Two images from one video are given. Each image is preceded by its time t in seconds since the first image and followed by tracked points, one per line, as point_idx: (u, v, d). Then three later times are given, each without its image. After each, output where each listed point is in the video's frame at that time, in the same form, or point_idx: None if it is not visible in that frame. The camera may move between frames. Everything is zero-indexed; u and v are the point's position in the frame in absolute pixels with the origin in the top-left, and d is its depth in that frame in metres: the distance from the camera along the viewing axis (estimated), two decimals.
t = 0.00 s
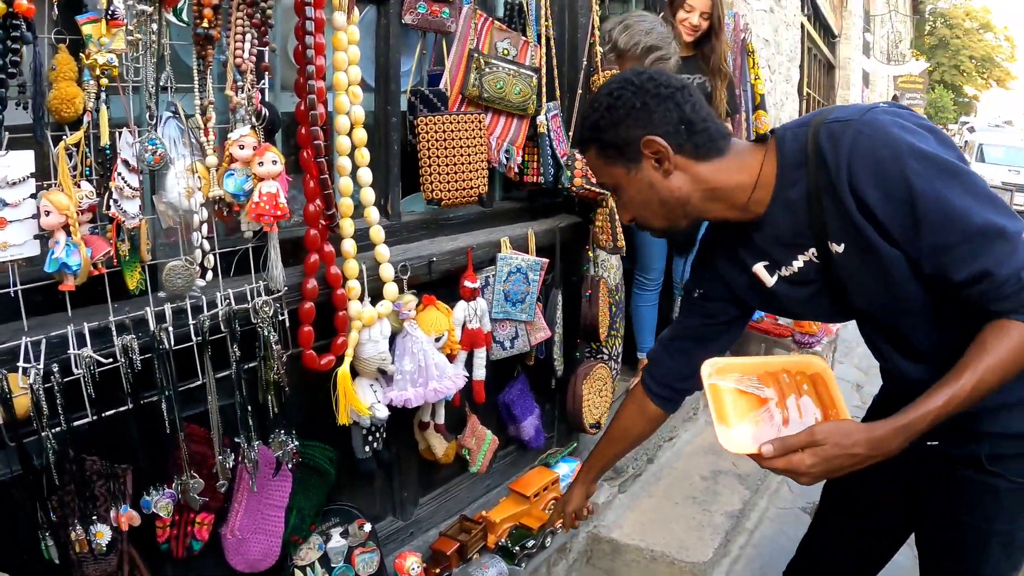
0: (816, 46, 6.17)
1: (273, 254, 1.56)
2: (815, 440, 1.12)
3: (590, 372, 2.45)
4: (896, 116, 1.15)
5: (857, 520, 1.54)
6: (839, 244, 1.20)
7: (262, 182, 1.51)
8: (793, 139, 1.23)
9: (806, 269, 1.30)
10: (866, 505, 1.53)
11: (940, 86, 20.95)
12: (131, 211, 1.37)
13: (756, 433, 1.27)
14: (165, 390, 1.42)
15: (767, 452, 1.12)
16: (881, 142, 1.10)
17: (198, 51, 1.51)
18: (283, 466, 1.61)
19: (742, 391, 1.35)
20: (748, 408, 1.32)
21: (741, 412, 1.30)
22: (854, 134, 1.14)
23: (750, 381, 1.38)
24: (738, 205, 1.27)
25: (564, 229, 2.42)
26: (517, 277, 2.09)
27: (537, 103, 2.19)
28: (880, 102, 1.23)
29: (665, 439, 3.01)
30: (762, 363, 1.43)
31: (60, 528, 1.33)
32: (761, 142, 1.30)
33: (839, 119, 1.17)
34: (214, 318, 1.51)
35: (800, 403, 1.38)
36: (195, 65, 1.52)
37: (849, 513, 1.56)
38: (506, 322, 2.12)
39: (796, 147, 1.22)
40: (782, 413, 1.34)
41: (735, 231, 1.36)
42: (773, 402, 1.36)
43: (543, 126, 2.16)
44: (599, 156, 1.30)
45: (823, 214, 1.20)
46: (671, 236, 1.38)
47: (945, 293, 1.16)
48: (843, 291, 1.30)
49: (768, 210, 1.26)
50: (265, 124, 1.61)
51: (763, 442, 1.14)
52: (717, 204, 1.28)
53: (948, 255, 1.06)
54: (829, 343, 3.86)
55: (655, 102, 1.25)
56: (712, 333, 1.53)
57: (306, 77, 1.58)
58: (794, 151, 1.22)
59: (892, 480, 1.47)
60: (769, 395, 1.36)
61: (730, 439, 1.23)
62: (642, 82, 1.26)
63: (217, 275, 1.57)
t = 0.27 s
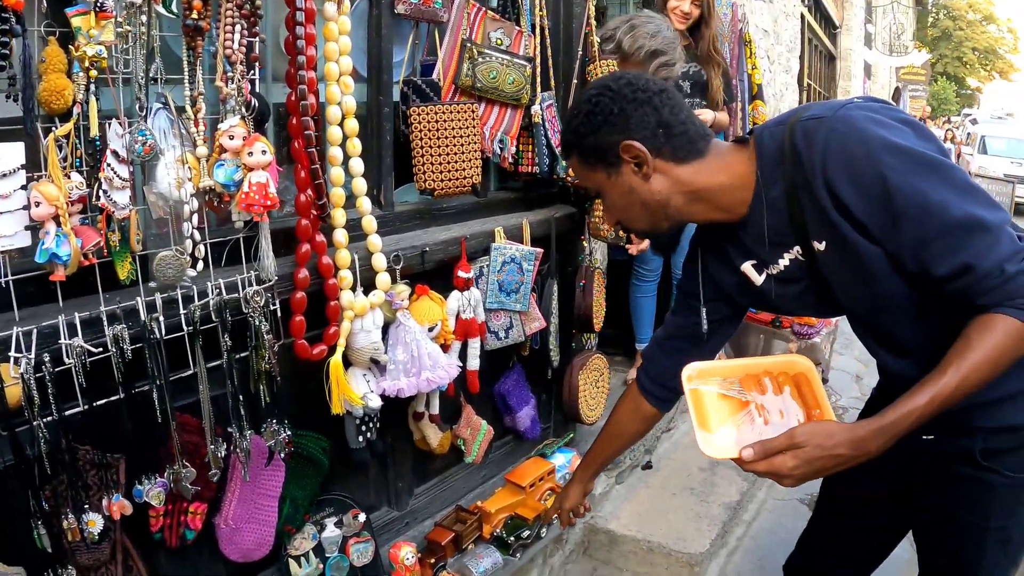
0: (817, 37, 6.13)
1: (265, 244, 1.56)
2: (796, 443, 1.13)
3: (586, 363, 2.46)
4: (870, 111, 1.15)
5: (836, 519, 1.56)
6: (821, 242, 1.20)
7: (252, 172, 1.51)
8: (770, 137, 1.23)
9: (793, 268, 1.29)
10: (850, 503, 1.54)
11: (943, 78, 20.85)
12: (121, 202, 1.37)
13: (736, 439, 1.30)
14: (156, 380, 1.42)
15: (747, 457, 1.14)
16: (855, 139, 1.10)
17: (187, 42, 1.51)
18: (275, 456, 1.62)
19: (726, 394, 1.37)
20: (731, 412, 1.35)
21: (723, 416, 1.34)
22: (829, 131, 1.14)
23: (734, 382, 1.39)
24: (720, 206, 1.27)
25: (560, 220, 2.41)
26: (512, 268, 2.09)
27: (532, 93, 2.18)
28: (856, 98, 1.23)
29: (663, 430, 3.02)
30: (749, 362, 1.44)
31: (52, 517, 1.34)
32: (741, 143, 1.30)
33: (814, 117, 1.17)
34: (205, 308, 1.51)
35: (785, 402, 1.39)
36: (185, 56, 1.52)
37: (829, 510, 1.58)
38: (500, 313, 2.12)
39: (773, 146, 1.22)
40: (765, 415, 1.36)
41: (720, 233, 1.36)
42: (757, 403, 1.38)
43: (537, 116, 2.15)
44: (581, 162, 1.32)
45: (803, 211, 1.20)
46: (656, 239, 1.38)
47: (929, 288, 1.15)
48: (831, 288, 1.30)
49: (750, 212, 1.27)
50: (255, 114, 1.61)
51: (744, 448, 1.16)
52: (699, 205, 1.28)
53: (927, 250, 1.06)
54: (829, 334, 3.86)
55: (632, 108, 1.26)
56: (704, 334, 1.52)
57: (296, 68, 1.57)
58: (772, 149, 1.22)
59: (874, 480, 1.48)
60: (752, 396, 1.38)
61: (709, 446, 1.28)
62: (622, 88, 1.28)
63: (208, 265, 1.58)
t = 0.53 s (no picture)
0: (818, 27, 6.08)
1: (257, 229, 1.54)
2: (798, 434, 1.11)
3: (585, 352, 2.45)
4: (870, 92, 1.13)
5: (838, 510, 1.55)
6: (822, 228, 1.17)
7: (244, 155, 1.49)
8: (768, 122, 1.20)
9: (794, 255, 1.26)
10: (853, 493, 1.53)
11: (945, 72, 20.76)
12: (111, 184, 1.34)
13: (736, 429, 1.28)
14: (146, 365, 1.41)
15: (749, 448, 1.13)
16: (855, 120, 1.08)
17: (179, 25, 1.48)
18: (269, 443, 1.61)
19: (726, 384, 1.35)
20: (731, 402, 1.33)
21: (723, 407, 1.32)
22: (828, 112, 1.11)
23: (734, 372, 1.38)
24: (718, 193, 1.24)
25: (558, 207, 2.39)
26: (509, 255, 2.07)
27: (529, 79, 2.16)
28: (856, 80, 1.20)
29: (664, 421, 3.00)
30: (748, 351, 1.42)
31: (42, 505, 1.33)
32: (739, 127, 1.27)
33: (813, 99, 1.15)
34: (196, 292, 1.49)
35: (786, 390, 1.37)
36: (176, 39, 1.49)
37: (831, 501, 1.58)
38: (498, 301, 2.10)
39: (771, 130, 1.19)
40: (767, 404, 1.34)
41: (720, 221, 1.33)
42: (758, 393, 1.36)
43: (535, 102, 2.13)
44: (577, 150, 1.30)
45: (802, 195, 1.17)
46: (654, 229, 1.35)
47: (934, 274, 1.12)
48: (834, 275, 1.27)
49: (750, 198, 1.24)
50: (248, 98, 1.58)
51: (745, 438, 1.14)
52: (698, 192, 1.26)
53: (930, 234, 1.03)
54: (830, 325, 3.84)
55: (627, 93, 1.24)
56: (702, 325, 1.51)
57: (289, 51, 1.56)
58: (770, 134, 1.19)
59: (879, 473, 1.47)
60: (753, 386, 1.36)
61: (710, 437, 1.26)
62: (615, 72, 1.26)
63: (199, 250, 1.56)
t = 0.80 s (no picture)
0: (821, 20, 6.03)
1: (250, 220, 1.52)
2: (809, 431, 1.08)
3: (585, 345, 2.43)
4: (881, 76, 1.10)
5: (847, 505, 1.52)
6: (831, 217, 1.14)
7: (237, 145, 1.47)
8: (776, 106, 1.17)
9: (800, 246, 1.24)
10: (862, 489, 1.49)
11: (949, 66, 20.67)
12: (101, 175, 1.32)
13: (744, 426, 1.25)
14: (138, 358, 1.39)
15: (757, 444, 1.09)
16: (866, 105, 1.05)
17: (171, 14, 1.45)
18: (264, 437, 1.60)
19: (732, 379, 1.32)
20: (738, 397, 1.30)
21: (730, 403, 1.29)
22: (838, 97, 1.08)
23: (741, 367, 1.34)
24: (719, 179, 1.21)
25: (558, 199, 2.37)
26: (508, 247, 2.05)
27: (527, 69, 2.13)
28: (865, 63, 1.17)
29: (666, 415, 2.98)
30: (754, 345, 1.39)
31: (33, 499, 1.31)
32: (744, 112, 1.24)
33: (822, 83, 1.12)
34: (189, 284, 1.47)
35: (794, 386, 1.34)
36: (168, 29, 1.45)
37: (840, 497, 1.54)
38: (496, 293, 2.08)
39: (778, 115, 1.16)
40: (775, 400, 1.31)
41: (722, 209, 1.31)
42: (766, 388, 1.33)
43: (531, 92, 2.12)
44: (577, 135, 1.27)
45: (810, 182, 1.14)
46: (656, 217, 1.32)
47: (946, 264, 1.10)
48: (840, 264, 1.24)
49: (753, 185, 1.21)
50: (241, 87, 1.56)
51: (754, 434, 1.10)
52: (702, 180, 1.22)
53: (943, 223, 1.01)
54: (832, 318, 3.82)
55: (628, 77, 1.21)
56: (707, 316, 1.48)
57: (283, 41, 1.53)
58: (778, 118, 1.16)
59: (887, 471, 1.43)
60: (760, 381, 1.33)
61: (716, 435, 1.23)
62: (615, 56, 1.23)
63: (192, 242, 1.55)
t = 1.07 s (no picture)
0: (826, 14, 6.00)
1: (251, 217, 1.51)
2: (831, 416, 1.07)
3: (588, 341, 2.42)
4: (933, 55, 1.06)
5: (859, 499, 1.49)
6: (864, 198, 1.12)
7: (236, 142, 1.46)
8: (817, 80, 1.14)
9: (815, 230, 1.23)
10: (872, 486, 1.47)
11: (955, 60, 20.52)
12: (101, 173, 1.31)
13: (762, 408, 1.21)
14: (139, 356, 1.38)
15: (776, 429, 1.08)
16: (916, 84, 1.02)
17: (170, 10, 1.44)
18: (266, 434, 1.59)
19: (751, 359, 1.28)
20: (757, 378, 1.26)
21: (748, 383, 1.25)
22: (888, 73, 1.05)
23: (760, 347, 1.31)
24: (753, 150, 1.20)
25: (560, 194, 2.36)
26: (510, 243, 2.04)
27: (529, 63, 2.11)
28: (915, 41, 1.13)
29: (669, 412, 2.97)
30: (774, 326, 1.35)
31: (35, 498, 1.32)
32: (781, 83, 1.21)
33: (870, 57, 1.08)
34: (189, 282, 1.46)
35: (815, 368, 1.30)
36: (167, 25, 1.44)
37: (857, 491, 1.50)
38: (499, 289, 2.07)
39: (819, 89, 1.13)
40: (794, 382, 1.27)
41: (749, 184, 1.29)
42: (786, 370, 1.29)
43: (532, 86, 2.11)
44: (600, 97, 1.26)
45: (846, 164, 1.12)
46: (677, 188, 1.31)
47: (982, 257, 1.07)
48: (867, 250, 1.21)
49: (784, 158, 1.18)
50: (240, 84, 1.54)
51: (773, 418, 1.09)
52: (730, 147, 1.21)
53: (983, 214, 0.99)
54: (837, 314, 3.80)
55: (661, 36, 1.20)
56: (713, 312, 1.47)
57: (283, 37, 1.52)
58: (819, 92, 1.13)
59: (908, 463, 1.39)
60: (780, 362, 1.29)
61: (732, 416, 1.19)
62: (647, 14, 1.21)
63: (192, 239, 1.54)
